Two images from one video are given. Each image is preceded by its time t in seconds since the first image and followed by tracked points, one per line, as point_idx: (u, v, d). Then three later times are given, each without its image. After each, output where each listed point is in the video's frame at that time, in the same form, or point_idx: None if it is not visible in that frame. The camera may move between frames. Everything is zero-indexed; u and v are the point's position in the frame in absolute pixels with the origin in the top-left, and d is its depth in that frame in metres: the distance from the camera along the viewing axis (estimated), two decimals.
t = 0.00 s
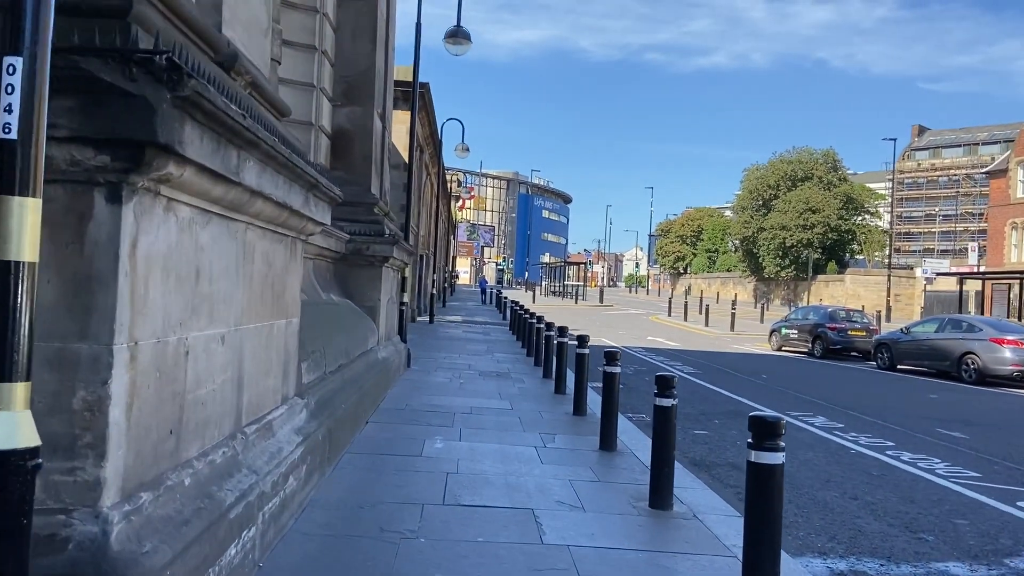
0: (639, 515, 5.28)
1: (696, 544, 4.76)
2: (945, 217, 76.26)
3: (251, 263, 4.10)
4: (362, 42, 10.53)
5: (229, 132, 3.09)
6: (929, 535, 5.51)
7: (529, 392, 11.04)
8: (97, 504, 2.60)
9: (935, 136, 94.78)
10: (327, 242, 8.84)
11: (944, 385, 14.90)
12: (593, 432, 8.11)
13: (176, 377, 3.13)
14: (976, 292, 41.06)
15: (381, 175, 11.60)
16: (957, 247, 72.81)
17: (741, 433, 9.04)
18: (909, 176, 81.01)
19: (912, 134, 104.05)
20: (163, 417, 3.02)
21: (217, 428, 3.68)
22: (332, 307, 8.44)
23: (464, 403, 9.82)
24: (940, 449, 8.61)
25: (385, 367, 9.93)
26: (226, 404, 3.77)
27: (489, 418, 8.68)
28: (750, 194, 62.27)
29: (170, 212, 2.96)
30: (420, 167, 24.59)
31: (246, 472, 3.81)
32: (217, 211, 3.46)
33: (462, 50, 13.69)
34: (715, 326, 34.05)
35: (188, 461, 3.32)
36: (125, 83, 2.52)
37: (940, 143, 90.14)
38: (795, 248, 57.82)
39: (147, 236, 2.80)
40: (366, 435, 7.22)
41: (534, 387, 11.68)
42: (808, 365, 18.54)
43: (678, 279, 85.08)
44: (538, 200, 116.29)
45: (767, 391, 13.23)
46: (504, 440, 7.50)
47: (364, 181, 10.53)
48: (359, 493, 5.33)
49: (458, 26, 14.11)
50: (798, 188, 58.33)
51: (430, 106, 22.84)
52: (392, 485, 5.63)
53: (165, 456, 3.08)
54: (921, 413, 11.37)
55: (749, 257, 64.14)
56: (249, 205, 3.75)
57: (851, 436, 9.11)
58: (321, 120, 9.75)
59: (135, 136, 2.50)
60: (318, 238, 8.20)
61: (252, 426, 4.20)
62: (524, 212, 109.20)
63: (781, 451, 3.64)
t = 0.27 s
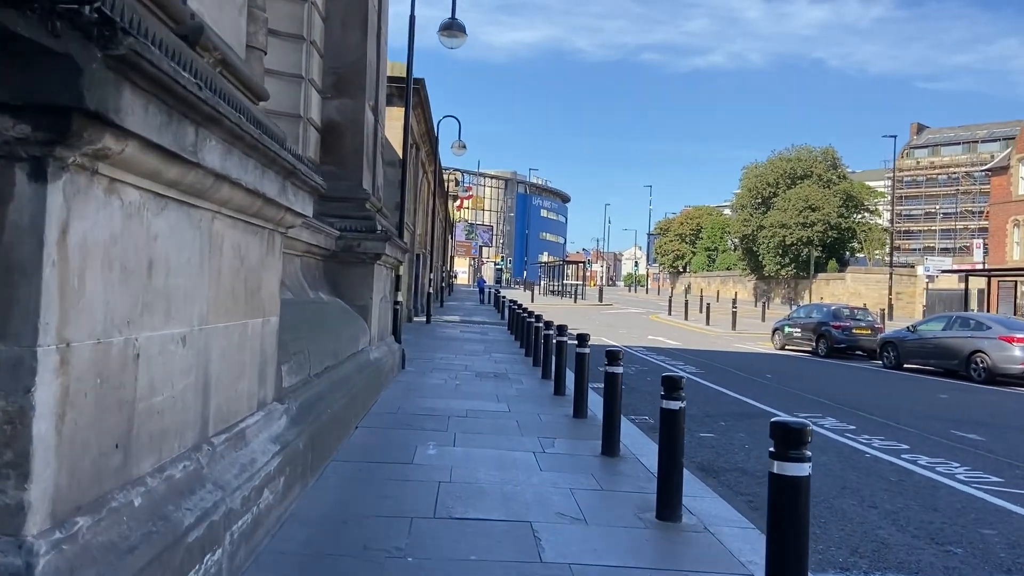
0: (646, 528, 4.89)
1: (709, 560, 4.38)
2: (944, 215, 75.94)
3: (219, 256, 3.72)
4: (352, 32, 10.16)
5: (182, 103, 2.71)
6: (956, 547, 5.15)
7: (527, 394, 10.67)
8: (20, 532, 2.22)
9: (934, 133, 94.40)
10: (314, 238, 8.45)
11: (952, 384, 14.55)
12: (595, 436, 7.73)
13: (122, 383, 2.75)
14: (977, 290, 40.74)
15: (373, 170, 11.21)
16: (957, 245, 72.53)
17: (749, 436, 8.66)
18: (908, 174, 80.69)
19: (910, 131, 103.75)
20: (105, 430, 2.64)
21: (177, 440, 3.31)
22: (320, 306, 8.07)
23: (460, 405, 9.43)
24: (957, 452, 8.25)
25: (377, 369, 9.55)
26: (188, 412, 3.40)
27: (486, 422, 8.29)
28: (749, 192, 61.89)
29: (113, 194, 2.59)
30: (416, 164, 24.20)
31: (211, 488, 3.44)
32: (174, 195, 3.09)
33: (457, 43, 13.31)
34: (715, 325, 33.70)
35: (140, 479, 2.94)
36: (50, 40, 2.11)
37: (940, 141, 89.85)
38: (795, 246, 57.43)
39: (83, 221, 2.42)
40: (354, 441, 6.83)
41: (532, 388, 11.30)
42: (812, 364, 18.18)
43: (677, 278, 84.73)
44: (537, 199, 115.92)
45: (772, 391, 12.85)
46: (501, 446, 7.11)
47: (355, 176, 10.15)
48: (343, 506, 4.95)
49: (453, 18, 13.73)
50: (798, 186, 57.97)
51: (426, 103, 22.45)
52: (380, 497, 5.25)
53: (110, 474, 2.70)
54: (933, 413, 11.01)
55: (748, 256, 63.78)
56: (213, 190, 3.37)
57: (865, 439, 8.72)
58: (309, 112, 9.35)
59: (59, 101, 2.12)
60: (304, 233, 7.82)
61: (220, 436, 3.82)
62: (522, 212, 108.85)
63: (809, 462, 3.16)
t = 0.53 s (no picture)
0: (655, 554, 4.52)
1: None
2: (947, 213, 75.54)
3: (182, 265, 3.36)
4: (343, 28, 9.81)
5: (120, 88, 2.35)
6: (990, 570, 4.79)
7: (527, 402, 10.30)
8: None
9: (935, 132, 94.02)
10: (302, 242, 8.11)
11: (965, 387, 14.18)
12: (598, 448, 7.36)
13: (58, 413, 2.38)
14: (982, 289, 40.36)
15: (365, 172, 10.85)
16: (960, 243, 72.18)
17: (759, 446, 8.30)
18: (910, 172, 80.30)
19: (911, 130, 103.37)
20: (35, 468, 2.27)
21: (132, 472, 2.94)
22: (309, 314, 7.71)
23: (457, 415, 9.06)
24: (977, 461, 7.89)
25: (371, 378, 9.18)
26: (146, 440, 3.03)
27: (483, 433, 7.92)
28: (750, 192, 61.50)
29: (40, 195, 2.22)
30: (412, 166, 23.84)
31: (172, 524, 3.07)
32: (122, 195, 2.72)
33: (452, 40, 12.96)
34: (718, 326, 33.31)
35: (83, 520, 2.58)
36: None
37: (941, 139, 89.48)
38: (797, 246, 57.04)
39: None
40: (343, 458, 6.45)
41: (532, 396, 10.93)
42: (819, 366, 17.80)
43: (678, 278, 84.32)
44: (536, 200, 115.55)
45: (780, 396, 12.48)
46: (499, 460, 6.75)
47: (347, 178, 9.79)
48: (329, 533, 4.58)
49: (448, 15, 13.38)
50: (799, 186, 57.59)
51: (422, 103, 22.09)
52: (369, 521, 4.88)
53: (42, 518, 2.33)
54: (948, 419, 10.64)
55: (749, 256, 63.39)
56: (170, 190, 3.01)
57: (881, 449, 8.35)
58: (298, 112, 9.00)
59: None
60: (291, 237, 7.47)
61: (187, 462, 3.46)
62: (522, 214, 108.50)
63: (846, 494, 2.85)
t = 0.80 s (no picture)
0: (670, 568, 4.19)
1: None
2: (947, 208, 75.23)
3: (144, 257, 3.01)
4: (333, 17, 9.44)
5: (43, 42, 2.00)
6: None
7: (528, 403, 9.95)
8: None
9: (935, 126, 93.69)
10: (292, 238, 7.77)
11: (976, 383, 13.85)
12: (604, 452, 7.01)
13: None
14: (986, 284, 40.01)
15: (359, 166, 10.50)
16: (961, 238, 71.90)
17: (771, 447, 7.95)
18: (910, 167, 79.97)
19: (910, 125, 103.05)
20: None
21: (82, 492, 2.58)
22: (298, 313, 7.36)
23: (456, 417, 8.71)
24: (1000, 461, 7.54)
25: (365, 379, 8.83)
26: (99, 454, 2.68)
27: (483, 436, 7.57)
28: (750, 188, 61.15)
29: None
30: (409, 164, 23.48)
31: (132, 549, 2.72)
32: (64, 174, 2.36)
33: (447, 32, 12.61)
34: (719, 323, 32.98)
35: (20, 550, 2.23)
36: None
37: (940, 133, 89.18)
38: (797, 241, 56.75)
39: None
40: (335, 465, 6.11)
41: (533, 396, 10.59)
42: (825, 363, 17.47)
43: (678, 276, 83.99)
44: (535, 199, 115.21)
45: (788, 393, 12.14)
46: (499, 465, 6.40)
47: (338, 172, 9.42)
48: (316, 550, 4.22)
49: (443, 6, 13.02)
50: (799, 181, 57.23)
51: (418, 99, 21.73)
52: (359, 535, 4.53)
53: None
54: (962, 416, 10.30)
55: (750, 252, 63.05)
56: (124, 170, 2.65)
57: (898, 449, 8.01)
58: (287, 104, 8.65)
59: None
60: (279, 232, 7.12)
61: (152, 476, 3.11)
62: (521, 212, 108.29)
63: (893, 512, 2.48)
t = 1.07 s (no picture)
0: None
1: None
2: (946, 201, 74.88)
3: (87, 264, 2.66)
4: (320, 8, 9.08)
5: None
6: None
7: (527, 407, 9.61)
8: None
9: (932, 119, 93.38)
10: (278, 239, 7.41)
11: (986, 379, 13.51)
12: (608, 460, 6.66)
13: None
14: (988, 277, 39.65)
15: (350, 164, 10.15)
16: (960, 230, 71.57)
17: (781, 451, 7.61)
18: (908, 160, 79.62)
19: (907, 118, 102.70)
20: None
21: (8, 537, 2.23)
22: (285, 319, 7.01)
23: (452, 424, 8.35)
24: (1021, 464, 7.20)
25: (358, 385, 8.49)
26: (31, 493, 2.34)
27: (481, 445, 7.22)
28: (749, 183, 60.80)
29: None
30: (404, 162, 23.11)
31: None
32: None
33: (440, 25, 12.25)
34: (720, 320, 32.63)
35: None
36: None
37: (938, 126, 88.83)
38: (797, 236, 56.42)
39: None
40: (323, 480, 5.75)
41: (532, 400, 10.23)
42: (829, 360, 17.12)
43: (677, 272, 83.63)
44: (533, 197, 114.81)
45: (794, 392, 11.80)
46: (497, 477, 6.06)
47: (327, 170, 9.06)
48: None
49: None
50: (798, 175, 56.88)
51: (412, 97, 21.36)
52: (346, 560, 4.18)
53: None
54: (976, 414, 9.96)
55: (749, 248, 62.71)
56: (50, 161, 2.30)
57: (914, 452, 7.66)
58: (272, 99, 8.30)
59: None
60: (263, 233, 6.77)
61: (100, 512, 2.77)
62: (519, 210, 107.93)
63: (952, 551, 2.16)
